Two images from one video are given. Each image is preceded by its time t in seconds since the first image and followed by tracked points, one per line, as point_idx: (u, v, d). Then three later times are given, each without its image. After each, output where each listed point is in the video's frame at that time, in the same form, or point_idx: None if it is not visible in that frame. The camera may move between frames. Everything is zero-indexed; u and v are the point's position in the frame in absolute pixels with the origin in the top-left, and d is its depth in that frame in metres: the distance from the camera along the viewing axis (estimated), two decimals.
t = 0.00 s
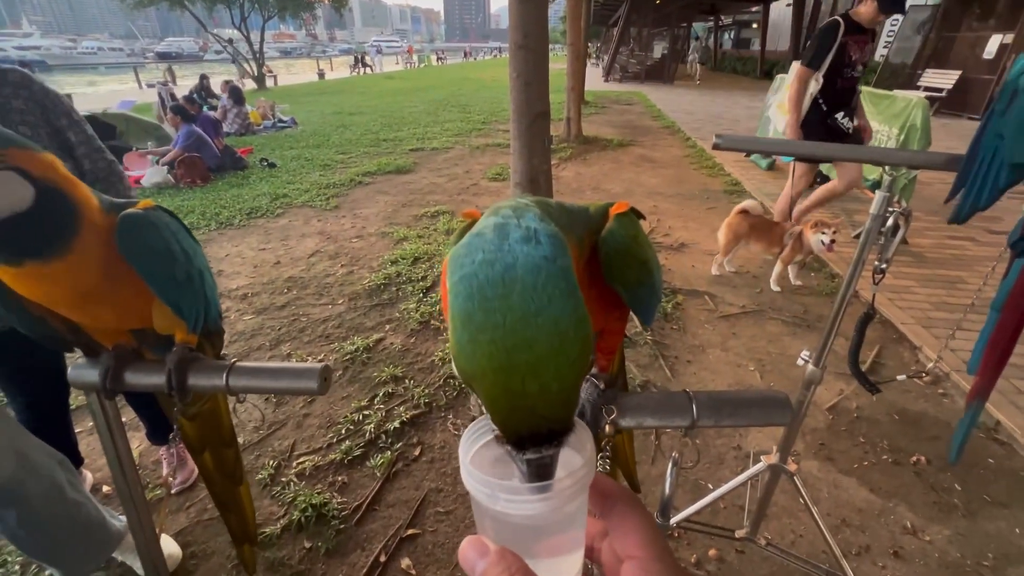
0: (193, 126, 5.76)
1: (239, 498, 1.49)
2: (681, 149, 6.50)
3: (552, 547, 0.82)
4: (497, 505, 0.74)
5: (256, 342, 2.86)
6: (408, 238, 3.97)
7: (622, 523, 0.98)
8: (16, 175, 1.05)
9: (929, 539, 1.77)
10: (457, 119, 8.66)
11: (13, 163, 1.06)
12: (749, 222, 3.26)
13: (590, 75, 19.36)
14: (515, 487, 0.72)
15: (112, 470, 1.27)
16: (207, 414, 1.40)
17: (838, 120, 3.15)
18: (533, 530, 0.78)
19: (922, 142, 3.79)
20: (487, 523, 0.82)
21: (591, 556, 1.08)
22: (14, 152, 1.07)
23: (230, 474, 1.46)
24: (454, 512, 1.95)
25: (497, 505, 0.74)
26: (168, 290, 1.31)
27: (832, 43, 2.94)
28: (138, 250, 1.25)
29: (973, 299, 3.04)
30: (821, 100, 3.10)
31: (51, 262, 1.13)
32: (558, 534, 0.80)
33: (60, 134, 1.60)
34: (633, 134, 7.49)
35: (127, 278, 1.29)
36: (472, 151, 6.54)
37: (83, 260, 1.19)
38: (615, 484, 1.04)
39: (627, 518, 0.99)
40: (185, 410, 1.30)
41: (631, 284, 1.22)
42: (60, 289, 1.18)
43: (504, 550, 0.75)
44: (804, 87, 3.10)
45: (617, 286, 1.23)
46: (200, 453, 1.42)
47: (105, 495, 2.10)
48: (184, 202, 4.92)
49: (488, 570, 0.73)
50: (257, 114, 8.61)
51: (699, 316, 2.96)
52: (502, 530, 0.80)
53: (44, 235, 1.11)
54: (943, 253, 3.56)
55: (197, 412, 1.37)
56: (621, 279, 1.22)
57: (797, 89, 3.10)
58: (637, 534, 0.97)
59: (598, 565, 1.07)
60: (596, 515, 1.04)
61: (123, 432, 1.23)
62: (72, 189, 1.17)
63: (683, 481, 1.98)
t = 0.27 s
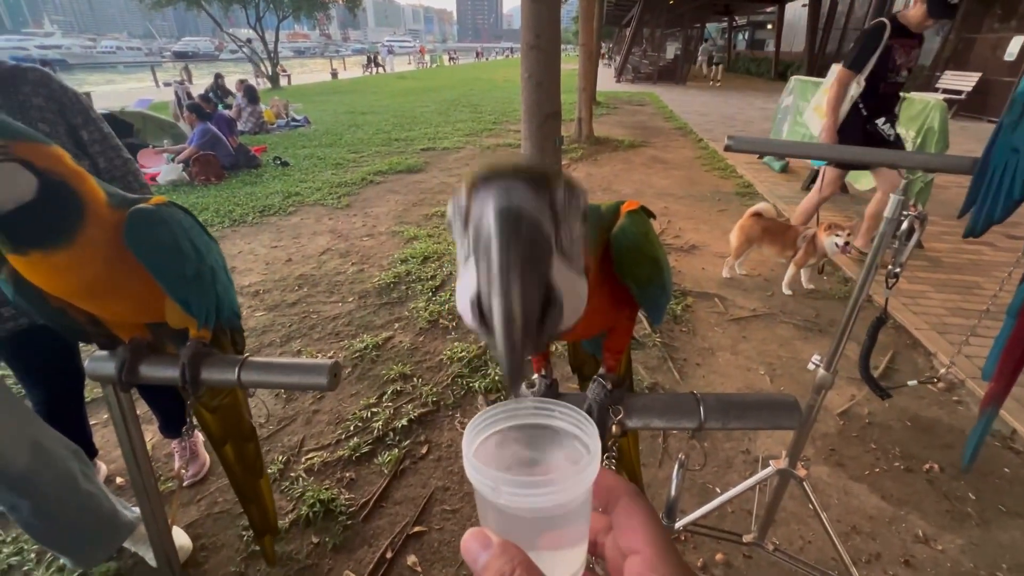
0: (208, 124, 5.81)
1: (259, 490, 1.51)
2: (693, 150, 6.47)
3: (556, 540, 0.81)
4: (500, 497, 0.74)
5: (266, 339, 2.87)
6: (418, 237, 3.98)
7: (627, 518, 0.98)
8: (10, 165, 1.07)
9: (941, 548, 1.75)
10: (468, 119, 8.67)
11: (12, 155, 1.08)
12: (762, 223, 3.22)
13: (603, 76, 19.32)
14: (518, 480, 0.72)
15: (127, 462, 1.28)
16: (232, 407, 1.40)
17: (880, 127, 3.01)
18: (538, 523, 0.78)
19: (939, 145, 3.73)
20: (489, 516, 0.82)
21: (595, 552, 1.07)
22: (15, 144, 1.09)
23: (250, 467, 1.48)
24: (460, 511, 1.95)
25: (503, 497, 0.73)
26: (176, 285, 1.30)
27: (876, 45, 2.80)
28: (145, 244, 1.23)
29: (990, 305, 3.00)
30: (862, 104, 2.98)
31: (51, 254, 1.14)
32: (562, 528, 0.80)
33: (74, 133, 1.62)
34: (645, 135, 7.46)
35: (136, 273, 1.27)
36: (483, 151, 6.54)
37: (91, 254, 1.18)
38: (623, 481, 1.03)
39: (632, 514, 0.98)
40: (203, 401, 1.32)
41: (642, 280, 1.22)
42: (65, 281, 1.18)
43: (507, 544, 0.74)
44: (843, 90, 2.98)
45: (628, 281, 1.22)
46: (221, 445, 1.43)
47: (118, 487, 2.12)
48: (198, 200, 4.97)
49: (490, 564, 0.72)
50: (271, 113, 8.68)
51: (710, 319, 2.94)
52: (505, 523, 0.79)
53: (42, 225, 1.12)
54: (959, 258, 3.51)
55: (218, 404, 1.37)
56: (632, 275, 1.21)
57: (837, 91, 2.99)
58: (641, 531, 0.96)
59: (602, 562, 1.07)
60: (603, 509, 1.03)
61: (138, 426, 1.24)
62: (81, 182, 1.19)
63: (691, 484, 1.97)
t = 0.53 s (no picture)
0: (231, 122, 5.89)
1: (279, 481, 1.51)
2: (713, 154, 6.41)
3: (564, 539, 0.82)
4: (506, 495, 0.74)
5: (284, 335, 2.90)
6: (435, 236, 3.99)
7: (634, 519, 0.97)
8: (45, 162, 1.07)
9: (964, 566, 1.70)
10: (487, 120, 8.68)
11: (45, 150, 1.07)
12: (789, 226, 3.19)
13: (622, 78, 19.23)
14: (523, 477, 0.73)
15: (151, 451, 1.30)
16: (251, 399, 1.42)
17: (944, 127, 2.83)
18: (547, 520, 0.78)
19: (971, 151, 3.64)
20: (494, 513, 0.83)
21: (602, 553, 1.07)
22: (49, 139, 1.08)
23: (271, 459, 1.48)
24: (473, 510, 1.95)
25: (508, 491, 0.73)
26: (205, 280, 1.33)
27: (945, 40, 2.65)
28: (175, 241, 1.25)
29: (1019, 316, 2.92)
30: (925, 102, 2.83)
31: (82, 249, 1.15)
32: (569, 528, 0.81)
33: (105, 132, 1.61)
34: (664, 137, 7.41)
35: (166, 268, 1.29)
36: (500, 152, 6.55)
37: (121, 250, 1.19)
38: (629, 481, 1.03)
39: (639, 514, 0.97)
40: (225, 393, 1.34)
41: (668, 280, 1.18)
42: (97, 274, 1.20)
43: (512, 545, 0.75)
44: (906, 87, 2.86)
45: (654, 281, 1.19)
46: (243, 435, 1.44)
47: (138, 477, 2.15)
48: (220, 196, 5.04)
49: (494, 564, 0.73)
50: (292, 112, 8.77)
51: (728, 324, 2.91)
52: (511, 522, 0.79)
53: (74, 220, 1.12)
54: (988, 268, 3.43)
55: (238, 395, 1.38)
56: (659, 275, 1.18)
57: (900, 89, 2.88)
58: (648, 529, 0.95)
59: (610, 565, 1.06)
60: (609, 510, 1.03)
61: (164, 417, 1.26)
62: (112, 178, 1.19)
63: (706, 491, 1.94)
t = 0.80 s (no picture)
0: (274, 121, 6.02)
1: (319, 479, 1.52)
2: (753, 158, 6.28)
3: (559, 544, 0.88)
4: (501, 505, 0.80)
5: (319, 331, 2.94)
6: (468, 237, 4.01)
7: (631, 525, 1.05)
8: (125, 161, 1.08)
9: None
10: (522, 122, 8.69)
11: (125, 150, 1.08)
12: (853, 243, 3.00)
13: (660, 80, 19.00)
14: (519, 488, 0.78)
15: (206, 442, 1.29)
16: (297, 399, 1.41)
17: None
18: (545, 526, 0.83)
19: None
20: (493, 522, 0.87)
21: (598, 559, 1.13)
22: (130, 140, 1.09)
23: (315, 457, 1.50)
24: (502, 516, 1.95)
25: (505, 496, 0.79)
26: (267, 280, 1.32)
27: None
28: (243, 241, 1.26)
29: None
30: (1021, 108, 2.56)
31: (160, 244, 1.17)
32: (563, 536, 0.86)
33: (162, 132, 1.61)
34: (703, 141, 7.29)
35: (232, 267, 1.29)
36: (534, 154, 6.54)
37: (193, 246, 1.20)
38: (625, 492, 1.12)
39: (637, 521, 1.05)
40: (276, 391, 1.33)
41: (749, 293, 1.15)
42: (166, 269, 1.21)
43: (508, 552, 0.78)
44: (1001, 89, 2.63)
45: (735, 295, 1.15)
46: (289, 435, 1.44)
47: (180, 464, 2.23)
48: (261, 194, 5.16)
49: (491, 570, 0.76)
50: (331, 112, 8.92)
51: (769, 335, 2.83)
52: (508, 532, 0.85)
53: (148, 218, 1.14)
54: None
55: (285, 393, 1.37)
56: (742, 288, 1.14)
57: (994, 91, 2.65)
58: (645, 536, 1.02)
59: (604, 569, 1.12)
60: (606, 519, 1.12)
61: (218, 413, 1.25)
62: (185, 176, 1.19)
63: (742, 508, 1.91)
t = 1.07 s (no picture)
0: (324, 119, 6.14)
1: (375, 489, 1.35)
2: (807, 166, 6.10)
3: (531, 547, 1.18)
4: (471, 514, 1.11)
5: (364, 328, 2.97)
6: (511, 239, 4.00)
7: (599, 525, 1.24)
8: (223, 167, 1.09)
9: None
10: (567, 124, 8.65)
11: (229, 156, 1.09)
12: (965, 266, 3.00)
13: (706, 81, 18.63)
14: (482, 501, 1.09)
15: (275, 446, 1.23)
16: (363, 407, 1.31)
17: None
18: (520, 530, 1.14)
19: None
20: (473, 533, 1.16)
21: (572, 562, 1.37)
22: (235, 147, 1.10)
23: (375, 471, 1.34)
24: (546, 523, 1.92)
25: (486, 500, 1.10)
26: (353, 284, 1.24)
27: None
28: (334, 244, 1.20)
29: None
30: None
31: (250, 248, 1.16)
32: (530, 540, 1.16)
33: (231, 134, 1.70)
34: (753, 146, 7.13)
35: (323, 270, 1.24)
36: (578, 156, 6.50)
37: (284, 253, 1.17)
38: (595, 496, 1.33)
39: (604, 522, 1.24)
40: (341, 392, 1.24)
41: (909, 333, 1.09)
42: (259, 271, 1.20)
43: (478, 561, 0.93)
44: None
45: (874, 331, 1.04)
46: (348, 439, 1.33)
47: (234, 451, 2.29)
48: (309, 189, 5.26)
49: None
50: (378, 110, 9.05)
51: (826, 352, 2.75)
52: (486, 540, 1.15)
53: (244, 220, 1.13)
54: None
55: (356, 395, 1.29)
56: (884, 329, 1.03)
57: None
58: (610, 533, 1.21)
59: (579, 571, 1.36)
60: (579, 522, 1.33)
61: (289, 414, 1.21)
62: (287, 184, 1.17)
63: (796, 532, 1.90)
